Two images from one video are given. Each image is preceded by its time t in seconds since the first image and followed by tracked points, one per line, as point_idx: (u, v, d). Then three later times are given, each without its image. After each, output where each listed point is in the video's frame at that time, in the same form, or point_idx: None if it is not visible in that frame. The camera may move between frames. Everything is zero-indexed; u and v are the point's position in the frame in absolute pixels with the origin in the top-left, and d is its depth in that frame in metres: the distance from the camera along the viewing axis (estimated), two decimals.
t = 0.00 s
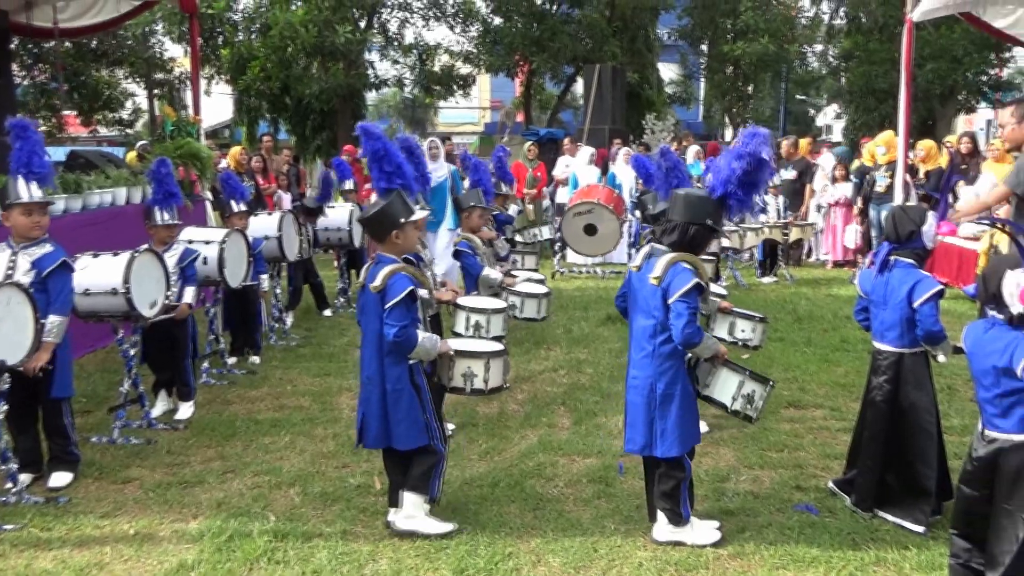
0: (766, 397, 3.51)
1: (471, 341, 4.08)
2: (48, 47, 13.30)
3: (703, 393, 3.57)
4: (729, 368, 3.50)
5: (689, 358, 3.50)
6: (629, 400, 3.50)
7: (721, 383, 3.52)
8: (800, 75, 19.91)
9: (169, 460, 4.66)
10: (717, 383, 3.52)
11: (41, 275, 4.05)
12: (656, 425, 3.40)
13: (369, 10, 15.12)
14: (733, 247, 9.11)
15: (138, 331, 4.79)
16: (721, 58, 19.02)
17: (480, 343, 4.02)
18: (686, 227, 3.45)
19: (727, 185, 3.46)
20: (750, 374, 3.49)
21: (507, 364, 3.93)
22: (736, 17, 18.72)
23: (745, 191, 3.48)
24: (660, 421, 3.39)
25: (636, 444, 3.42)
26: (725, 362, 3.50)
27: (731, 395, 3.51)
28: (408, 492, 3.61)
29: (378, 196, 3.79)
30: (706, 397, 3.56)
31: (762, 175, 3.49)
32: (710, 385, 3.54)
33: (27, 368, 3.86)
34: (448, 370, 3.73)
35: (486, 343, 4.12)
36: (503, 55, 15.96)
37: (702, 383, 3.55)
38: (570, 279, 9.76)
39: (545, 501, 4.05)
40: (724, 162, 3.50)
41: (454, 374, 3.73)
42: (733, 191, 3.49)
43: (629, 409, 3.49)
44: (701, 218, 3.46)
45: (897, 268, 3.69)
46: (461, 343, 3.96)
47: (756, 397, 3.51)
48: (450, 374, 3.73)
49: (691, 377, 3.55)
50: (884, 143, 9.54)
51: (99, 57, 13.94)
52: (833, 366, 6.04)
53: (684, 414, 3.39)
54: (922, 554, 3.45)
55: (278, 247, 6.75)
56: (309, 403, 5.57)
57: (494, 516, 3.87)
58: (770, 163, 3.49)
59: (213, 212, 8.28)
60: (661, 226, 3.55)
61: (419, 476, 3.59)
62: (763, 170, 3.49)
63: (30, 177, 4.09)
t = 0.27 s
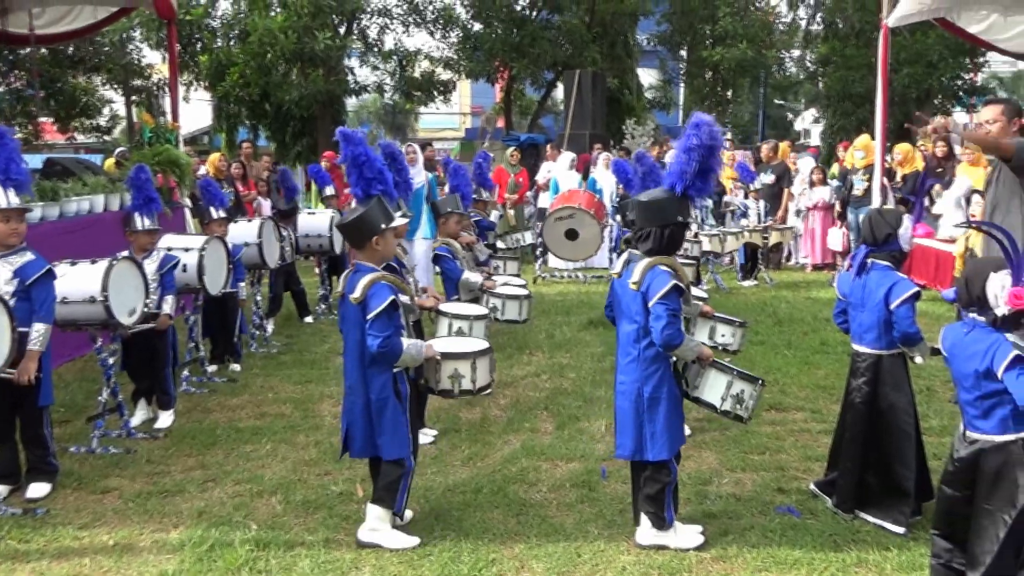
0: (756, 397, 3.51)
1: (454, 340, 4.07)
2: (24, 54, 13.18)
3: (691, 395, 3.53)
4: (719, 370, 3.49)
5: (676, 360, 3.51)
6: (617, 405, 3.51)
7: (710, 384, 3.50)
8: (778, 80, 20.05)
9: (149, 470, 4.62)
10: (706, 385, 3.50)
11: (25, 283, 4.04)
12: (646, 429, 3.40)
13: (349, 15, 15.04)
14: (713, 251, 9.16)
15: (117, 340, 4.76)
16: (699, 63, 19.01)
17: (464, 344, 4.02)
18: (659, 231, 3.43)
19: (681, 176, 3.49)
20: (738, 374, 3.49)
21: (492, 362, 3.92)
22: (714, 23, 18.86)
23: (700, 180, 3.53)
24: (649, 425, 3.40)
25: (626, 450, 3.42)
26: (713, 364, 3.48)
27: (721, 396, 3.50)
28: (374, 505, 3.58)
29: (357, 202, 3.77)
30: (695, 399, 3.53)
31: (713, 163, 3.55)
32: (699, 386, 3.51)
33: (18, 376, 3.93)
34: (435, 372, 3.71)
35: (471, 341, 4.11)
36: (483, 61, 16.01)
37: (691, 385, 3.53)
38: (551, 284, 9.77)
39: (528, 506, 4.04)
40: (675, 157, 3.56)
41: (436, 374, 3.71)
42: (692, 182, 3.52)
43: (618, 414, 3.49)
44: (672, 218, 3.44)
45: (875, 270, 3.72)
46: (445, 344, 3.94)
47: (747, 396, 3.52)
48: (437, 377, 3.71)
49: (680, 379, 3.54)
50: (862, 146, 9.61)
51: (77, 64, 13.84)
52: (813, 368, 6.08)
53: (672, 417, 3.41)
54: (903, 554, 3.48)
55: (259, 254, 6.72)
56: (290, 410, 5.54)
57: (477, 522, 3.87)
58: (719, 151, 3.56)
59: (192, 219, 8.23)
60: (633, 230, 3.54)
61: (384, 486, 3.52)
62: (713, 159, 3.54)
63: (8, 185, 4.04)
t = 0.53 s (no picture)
0: (746, 397, 3.49)
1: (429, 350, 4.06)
2: None
3: (681, 397, 3.55)
4: (706, 370, 3.48)
5: (658, 364, 3.52)
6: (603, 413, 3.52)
7: (698, 385, 3.50)
8: (754, 87, 20.24)
9: (124, 480, 4.57)
10: (694, 386, 3.51)
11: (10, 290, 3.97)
12: (632, 435, 3.41)
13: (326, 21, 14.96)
14: (691, 257, 9.21)
15: (92, 349, 4.71)
16: (677, 70, 19.50)
17: (447, 353, 3.99)
18: (630, 238, 3.44)
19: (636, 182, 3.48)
20: (725, 374, 3.47)
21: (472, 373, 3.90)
22: (691, 30, 19.04)
23: (660, 181, 3.50)
24: (635, 430, 3.41)
25: (614, 457, 3.42)
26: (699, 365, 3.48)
27: (709, 397, 3.50)
28: (349, 516, 3.56)
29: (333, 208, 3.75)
30: (684, 401, 3.55)
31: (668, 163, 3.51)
32: (687, 388, 3.52)
33: (11, 382, 3.95)
34: (412, 383, 3.71)
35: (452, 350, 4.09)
36: (461, 67, 16.05)
37: (680, 387, 3.55)
38: (530, 290, 9.78)
39: (507, 513, 4.03)
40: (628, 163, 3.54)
41: (416, 385, 3.70)
42: (650, 185, 3.50)
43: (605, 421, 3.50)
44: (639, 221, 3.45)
45: (851, 274, 3.74)
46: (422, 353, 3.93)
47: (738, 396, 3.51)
48: (414, 387, 3.71)
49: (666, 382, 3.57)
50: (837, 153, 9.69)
51: (51, 70, 13.73)
52: (790, 373, 6.12)
53: (657, 421, 3.42)
54: (879, 557, 3.50)
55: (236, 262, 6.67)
56: (268, 419, 5.50)
57: (456, 529, 3.86)
58: (671, 148, 3.53)
59: (168, 227, 8.16)
60: (606, 239, 3.55)
61: (358, 497, 3.50)
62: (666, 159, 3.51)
63: None
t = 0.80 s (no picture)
0: (724, 403, 3.48)
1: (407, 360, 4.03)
2: None
3: (661, 403, 3.55)
4: (684, 376, 3.48)
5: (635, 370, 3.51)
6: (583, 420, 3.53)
7: (676, 391, 3.51)
8: (731, 93, 20.39)
9: (98, 489, 4.52)
10: (672, 392, 3.51)
11: None
12: (610, 439, 3.42)
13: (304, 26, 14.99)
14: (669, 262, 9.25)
15: (66, 357, 4.65)
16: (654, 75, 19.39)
17: (429, 364, 3.95)
18: (603, 244, 3.43)
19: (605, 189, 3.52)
20: (703, 379, 3.47)
21: (452, 387, 3.84)
22: (668, 37, 19.14)
23: (629, 187, 3.54)
24: (613, 436, 3.41)
25: (593, 462, 3.43)
26: (677, 370, 3.49)
27: (687, 403, 3.49)
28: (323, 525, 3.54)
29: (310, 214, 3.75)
30: (663, 407, 3.55)
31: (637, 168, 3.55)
32: (666, 394, 3.53)
33: None
34: (387, 395, 3.68)
35: (431, 360, 4.04)
36: (440, 73, 16.05)
37: (659, 393, 3.56)
38: (509, 296, 9.78)
39: (486, 520, 4.03)
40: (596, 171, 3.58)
41: (393, 398, 3.67)
42: (620, 192, 3.54)
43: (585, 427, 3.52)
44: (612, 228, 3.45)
45: (817, 278, 3.77)
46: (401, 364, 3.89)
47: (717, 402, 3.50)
48: (388, 400, 3.68)
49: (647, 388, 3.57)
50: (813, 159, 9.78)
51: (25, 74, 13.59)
52: (767, 378, 6.16)
53: (635, 426, 3.42)
54: (855, 560, 3.52)
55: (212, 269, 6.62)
56: (245, 426, 5.45)
57: (435, 536, 3.85)
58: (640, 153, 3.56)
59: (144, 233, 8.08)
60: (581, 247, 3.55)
61: (329, 507, 3.48)
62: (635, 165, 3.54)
63: None
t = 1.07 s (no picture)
0: (696, 420, 3.39)
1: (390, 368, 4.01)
2: None
3: (634, 414, 3.47)
4: (660, 389, 3.40)
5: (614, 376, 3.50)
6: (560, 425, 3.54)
7: (650, 403, 3.43)
8: (713, 98, 20.49)
9: (78, 496, 4.47)
10: (645, 403, 3.43)
11: None
12: (583, 444, 3.43)
13: (287, 31, 14.96)
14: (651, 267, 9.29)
15: (45, 362, 4.60)
16: (637, 82, 19.75)
17: (415, 371, 3.92)
18: (583, 248, 3.46)
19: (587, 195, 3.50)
20: (677, 394, 3.37)
21: (438, 395, 3.80)
22: (651, 42, 19.20)
23: (608, 189, 3.52)
24: (585, 440, 3.42)
25: (568, 465, 3.45)
26: (652, 381, 3.41)
27: (659, 416, 3.40)
28: (303, 535, 3.52)
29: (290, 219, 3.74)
30: (637, 417, 3.47)
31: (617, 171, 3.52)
32: (639, 404, 3.45)
33: None
34: (371, 403, 3.68)
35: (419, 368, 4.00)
36: (423, 78, 16.08)
37: (632, 403, 3.48)
38: (492, 300, 9.79)
39: (469, 525, 4.02)
40: (576, 177, 3.57)
41: (377, 407, 3.66)
42: (599, 197, 3.51)
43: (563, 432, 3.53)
44: (588, 233, 3.44)
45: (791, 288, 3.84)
46: (383, 372, 3.88)
47: (692, 418, 3.41)
48: (371, 408, 3.67)
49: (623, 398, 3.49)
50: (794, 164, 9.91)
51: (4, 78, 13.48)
52: (749, 381, 6.19)
53: (608, 430, 3.42)
54: (836, 562, 3.54)
55: (193, 273, 6.58)
56: (226, 432, 5.42)
57: (417, 542, 3.84)
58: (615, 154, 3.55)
59: (125, 238, 8.02)
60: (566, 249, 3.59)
61: (308, 515, 3.47)
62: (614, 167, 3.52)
63: None
